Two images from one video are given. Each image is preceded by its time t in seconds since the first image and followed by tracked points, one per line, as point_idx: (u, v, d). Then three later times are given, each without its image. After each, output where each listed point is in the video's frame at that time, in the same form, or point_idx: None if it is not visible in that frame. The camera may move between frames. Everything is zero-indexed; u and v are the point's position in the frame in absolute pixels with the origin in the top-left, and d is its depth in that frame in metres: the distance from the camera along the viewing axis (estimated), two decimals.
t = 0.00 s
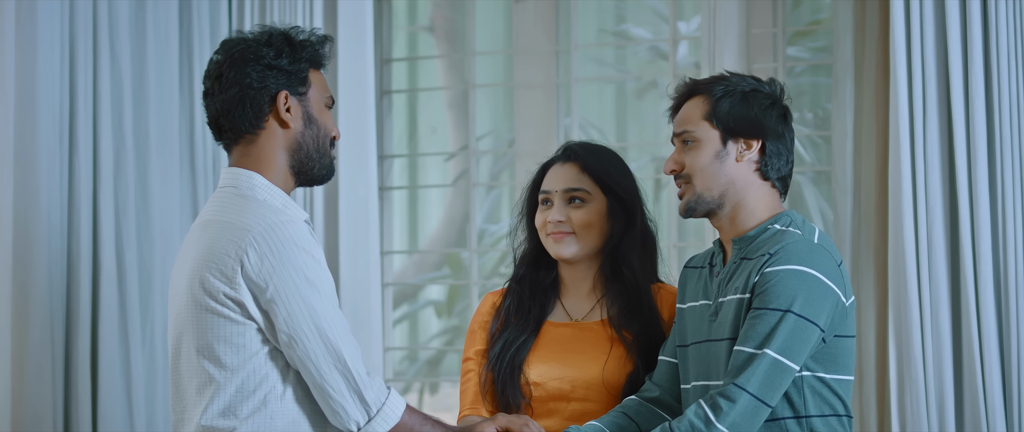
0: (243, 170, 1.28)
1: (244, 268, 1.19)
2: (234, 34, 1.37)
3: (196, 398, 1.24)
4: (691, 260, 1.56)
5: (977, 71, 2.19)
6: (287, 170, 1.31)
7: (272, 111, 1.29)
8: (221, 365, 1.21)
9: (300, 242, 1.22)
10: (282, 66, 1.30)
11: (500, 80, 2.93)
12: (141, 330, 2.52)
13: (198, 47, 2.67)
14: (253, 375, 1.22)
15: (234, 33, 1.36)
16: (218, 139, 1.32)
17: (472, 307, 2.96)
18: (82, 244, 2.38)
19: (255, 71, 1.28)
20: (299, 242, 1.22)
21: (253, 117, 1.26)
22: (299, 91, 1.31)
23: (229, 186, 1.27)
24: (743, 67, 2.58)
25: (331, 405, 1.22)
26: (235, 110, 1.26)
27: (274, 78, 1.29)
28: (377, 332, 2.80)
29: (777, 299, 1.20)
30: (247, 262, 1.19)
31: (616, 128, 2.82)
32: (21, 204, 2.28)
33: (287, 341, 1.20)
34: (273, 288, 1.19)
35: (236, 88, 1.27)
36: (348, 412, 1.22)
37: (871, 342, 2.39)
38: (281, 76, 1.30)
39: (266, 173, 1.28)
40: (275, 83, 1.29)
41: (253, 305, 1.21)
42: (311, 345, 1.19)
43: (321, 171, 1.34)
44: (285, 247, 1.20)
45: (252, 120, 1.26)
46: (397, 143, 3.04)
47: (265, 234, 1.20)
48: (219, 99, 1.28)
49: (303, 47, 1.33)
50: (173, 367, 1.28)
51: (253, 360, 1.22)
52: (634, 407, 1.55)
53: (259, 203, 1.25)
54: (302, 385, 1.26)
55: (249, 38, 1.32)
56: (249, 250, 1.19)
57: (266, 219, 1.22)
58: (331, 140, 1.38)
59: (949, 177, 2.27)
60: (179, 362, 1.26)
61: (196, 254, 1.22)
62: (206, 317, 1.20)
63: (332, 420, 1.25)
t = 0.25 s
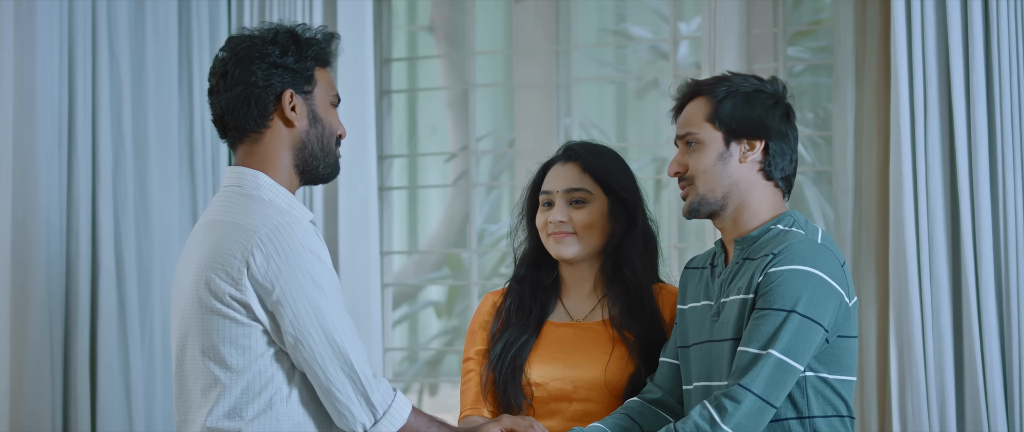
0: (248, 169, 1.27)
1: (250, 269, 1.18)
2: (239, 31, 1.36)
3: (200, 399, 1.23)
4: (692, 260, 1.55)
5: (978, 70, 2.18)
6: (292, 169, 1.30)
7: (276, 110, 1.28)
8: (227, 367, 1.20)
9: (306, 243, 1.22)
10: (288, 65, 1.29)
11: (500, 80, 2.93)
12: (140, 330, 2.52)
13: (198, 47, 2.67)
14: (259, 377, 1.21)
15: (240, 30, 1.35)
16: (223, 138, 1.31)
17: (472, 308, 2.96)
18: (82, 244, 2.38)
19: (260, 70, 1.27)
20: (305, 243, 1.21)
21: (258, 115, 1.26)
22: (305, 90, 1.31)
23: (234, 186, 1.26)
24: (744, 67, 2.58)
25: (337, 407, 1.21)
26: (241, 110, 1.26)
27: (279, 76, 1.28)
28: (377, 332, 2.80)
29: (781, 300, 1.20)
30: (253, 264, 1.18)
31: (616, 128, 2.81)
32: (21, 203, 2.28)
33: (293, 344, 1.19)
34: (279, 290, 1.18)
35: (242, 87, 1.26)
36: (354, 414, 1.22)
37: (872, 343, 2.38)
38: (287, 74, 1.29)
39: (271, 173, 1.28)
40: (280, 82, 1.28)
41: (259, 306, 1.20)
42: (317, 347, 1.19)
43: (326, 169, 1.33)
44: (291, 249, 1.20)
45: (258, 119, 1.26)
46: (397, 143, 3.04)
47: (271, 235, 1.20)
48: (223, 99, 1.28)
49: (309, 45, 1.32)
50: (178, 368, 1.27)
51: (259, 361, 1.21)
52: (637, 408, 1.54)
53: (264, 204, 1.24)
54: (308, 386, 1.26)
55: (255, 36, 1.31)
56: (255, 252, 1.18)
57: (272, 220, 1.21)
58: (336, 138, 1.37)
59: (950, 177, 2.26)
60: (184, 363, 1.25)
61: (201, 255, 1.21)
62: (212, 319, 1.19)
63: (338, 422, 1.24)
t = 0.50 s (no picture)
0: (251, 168, 1.27)
1: (254, 271, 1.17)
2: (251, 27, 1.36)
3: (204, 401, 1.22)
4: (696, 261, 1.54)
5: (979, 71, 2.17)
6: (295, 169, 1.29)
7: (280, 109, 1.27)
8: (230, 368, 1.19)
9: (311, 244, 1.21)
10: (295, 64, 1.28)
11: (500, 80, 2.92)
12: (139, 331, 2.51)
13: (196, 47, 2.66)
14: (262, 379, 1.21)
15: (250, 27, 1.35)
16: (228, 135, 1.31)
17: (472, 308, 2.95)
18: (80, 244, 2.37)
19: (267, 69, 1.27)
20: (309, 244, 1.21)
21: (262, 114, 1.25)
22: (309, 90, 1.30)
23: (237, 186, 1.26)
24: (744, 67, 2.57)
25: (342, 408, 1.21)
26: (245, 107, 1.25)
27: (285, 75, 1.28)
28: (376, 333, 2.79)
29: (788, 300, 1.19)
30: (258, 265, 1.17)
31: (617, 128, 2.81)
32: (18, 204, 2.27)
33: (298, 345, 1.18)
34: (284, 292, 1.18)
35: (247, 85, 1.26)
36: (359, 416, 1.22)
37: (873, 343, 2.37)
38: (294, 74, 1.29)
39: (274, 172, 1.27)
40: (286, 81, 1.27)
41: (263, 307, 1.19)
42: (322, 349, 1.19)
43: (329, 171, 1.32)
44: (296, 251, 1.19)
45: (261, 118, 1.25)
46: (396, 144, 3.03)
47: (276, 236, 1.19)
48: (227, 96, 1.28)
49: (316, 44, 1.31)
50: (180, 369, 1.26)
51: (263, 363, 1.21)
52: (640, 408, 1.53)
53: (268, 204, 1.23)
54: (313, 388, 1.26)
55: (264, 34, 1.31)
56: (259, 253, 1.18)
57: (277, 221, 1.20)
58: (341, 141, 1.36)
59: (951, 177, 2.26)
60: (186, 364, 1.24)
61: (204, 256, 1.20)
62: (216, 320, 1.19)
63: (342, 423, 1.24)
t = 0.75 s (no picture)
0: (256, 168, 1.26)
1: (257, 272, 1.17)
2: (281, 27, 1.36)
3: (202, 402, 1.21)
4: (701, 261, 1.54)
5: (980, 71, 2.17)
6: (302, 172, 1.28)
7: (296, 111, 1.26)
8: (231, 370, 1.19)
9: (315, 247, 1.20)
10: (319, 68, 1.28)
11: (500, 80, 2.91)
12: (139, 331, 2.51)
13: (196, 48, 2.65)
14: (263, 381, 1.20)
15: (280, 26, 1.36)
16: (240, 128, 1.30)
17: (472, 309, 2.94)
18: (79, 245, 2.36)
19: (291, 68, 1.27)
20: (313, 246, 1.20)
21: (278, 112, 1.25)
22: (330, 96, 1.29)
23: (242, 185, 1.25)
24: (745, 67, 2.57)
25: (345, 411, 1.21)
26: (262, 104, 1.25)
27: (306, 76, 1.27)
28: (376, 333, 2.79)
29: (794, 301, 1.19)
30: (261, 267, 1.17)
31: (617, 128, 2.80)
32: (17, 205, 2.26)
33: (301, 348, 1.18)
34: (287, 295, 1.17)
35: (268, 82, 1.26)
36: (362, 419, 1.21)
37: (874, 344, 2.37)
38: (316, 76, 1.28)
39: (280, 173, 1.26)
40: (307, 82, 1.27)
41: (266, 309, 1.19)
42: (325, 352, 1.18)
43: (335, 180, 1.30)
44: (300, 253, 1.18)
45: (276, 116, 1.25)
46: (396, 144, 3.02)
47: (280, 238, 1.18)
48: (248, 88, 1.28)
49: (344, 53, 1.32)
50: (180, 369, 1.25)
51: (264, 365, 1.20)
52: (643, 407, 1.53)
53: (272, 205, 1.22)
54: (314, 390, 1.25)
55: (293, 34, 1.31)
56: (263, 255, 1.17)
57: (281, 222, 1.20)
58: (352, 155, 1.34)
59: (952, 178, 2.25)
60: (187, 364, 1.23)
61: (207, 256, 1.19)
62: (217, 321, 1.18)
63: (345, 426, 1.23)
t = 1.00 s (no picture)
0: (261, 167, 1.25)
1: (263, 272, 1.16)
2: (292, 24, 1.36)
3: (205, 402, 1.21)
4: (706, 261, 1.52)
5: (981, 70, 2.16)
6: (308, 172, 1.27)
7: (303, 110, 1.26)
8: (235, 370, 1.18)
9: (321, 247, 1.20)
10: (329, 68, 1.27)
11: (500, 80, 2.91)
12: (138, 332, 2.50)
13: (195, 48, 2.65)
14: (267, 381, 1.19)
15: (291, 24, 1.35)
16: (247, 126, 1.29)
17: (472, 309, 2.94)
18: (78, 245, 2.36)
19: (299, 68, 1.26)
20: (319, 247, 1.19)
21: (286, 111, 1.24)
22: (338, 97, 1.29)
23: (246, 184, 1.24)
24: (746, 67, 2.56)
25: (351, 412, 1.20)
26: (270, 102, 1.24)
27: (315, 77, 1.27)
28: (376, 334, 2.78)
29: (797, 299, 1.18)
30: (267, 267, 1.16)
31: (618, 128, 2.80)
32: (16, 205, 2.25)
33: (307, 349, 1.17)
34: (293, 295, 1.16)
35: (277, 81, 1.25)
36: (368, 420, 1.21)
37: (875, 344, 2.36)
38: (325, 77, 1.28)
39: (286, 173, 1.25)
40: (316, 83, 1.26)
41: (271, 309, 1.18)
42: (331, 353, 1.17)
43: (340, 182, 1.29)
44: (306, 253, 1.17)
45: (284, 115, 1.24)
46: (396, 144, 3.01)
47: (286, 238, 1.17)
48: (257, 86, 1.27)
49: (354, 54, 1.30)
50: (181, 368, 1.24)
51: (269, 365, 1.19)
52: (646, 405, 1.53)
53: (278, 204, 1.22)
54: (318, 390, 1.24)
55: (303, 33, 1.31)
56: (269, 255, 1.16)
57: (286, 222, 1.19)
58: (358, 155, 1.34)
59: (953, 178, 2.25)
60: (189, 364, 1.22)
61: (212, 255, 1.19)
62: (222, 321, 1.17)
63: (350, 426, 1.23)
